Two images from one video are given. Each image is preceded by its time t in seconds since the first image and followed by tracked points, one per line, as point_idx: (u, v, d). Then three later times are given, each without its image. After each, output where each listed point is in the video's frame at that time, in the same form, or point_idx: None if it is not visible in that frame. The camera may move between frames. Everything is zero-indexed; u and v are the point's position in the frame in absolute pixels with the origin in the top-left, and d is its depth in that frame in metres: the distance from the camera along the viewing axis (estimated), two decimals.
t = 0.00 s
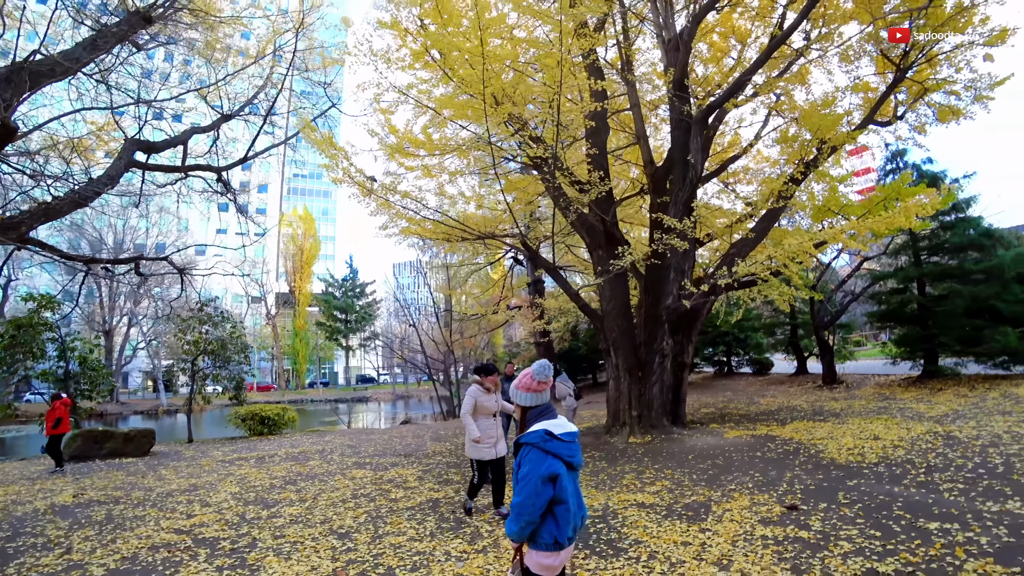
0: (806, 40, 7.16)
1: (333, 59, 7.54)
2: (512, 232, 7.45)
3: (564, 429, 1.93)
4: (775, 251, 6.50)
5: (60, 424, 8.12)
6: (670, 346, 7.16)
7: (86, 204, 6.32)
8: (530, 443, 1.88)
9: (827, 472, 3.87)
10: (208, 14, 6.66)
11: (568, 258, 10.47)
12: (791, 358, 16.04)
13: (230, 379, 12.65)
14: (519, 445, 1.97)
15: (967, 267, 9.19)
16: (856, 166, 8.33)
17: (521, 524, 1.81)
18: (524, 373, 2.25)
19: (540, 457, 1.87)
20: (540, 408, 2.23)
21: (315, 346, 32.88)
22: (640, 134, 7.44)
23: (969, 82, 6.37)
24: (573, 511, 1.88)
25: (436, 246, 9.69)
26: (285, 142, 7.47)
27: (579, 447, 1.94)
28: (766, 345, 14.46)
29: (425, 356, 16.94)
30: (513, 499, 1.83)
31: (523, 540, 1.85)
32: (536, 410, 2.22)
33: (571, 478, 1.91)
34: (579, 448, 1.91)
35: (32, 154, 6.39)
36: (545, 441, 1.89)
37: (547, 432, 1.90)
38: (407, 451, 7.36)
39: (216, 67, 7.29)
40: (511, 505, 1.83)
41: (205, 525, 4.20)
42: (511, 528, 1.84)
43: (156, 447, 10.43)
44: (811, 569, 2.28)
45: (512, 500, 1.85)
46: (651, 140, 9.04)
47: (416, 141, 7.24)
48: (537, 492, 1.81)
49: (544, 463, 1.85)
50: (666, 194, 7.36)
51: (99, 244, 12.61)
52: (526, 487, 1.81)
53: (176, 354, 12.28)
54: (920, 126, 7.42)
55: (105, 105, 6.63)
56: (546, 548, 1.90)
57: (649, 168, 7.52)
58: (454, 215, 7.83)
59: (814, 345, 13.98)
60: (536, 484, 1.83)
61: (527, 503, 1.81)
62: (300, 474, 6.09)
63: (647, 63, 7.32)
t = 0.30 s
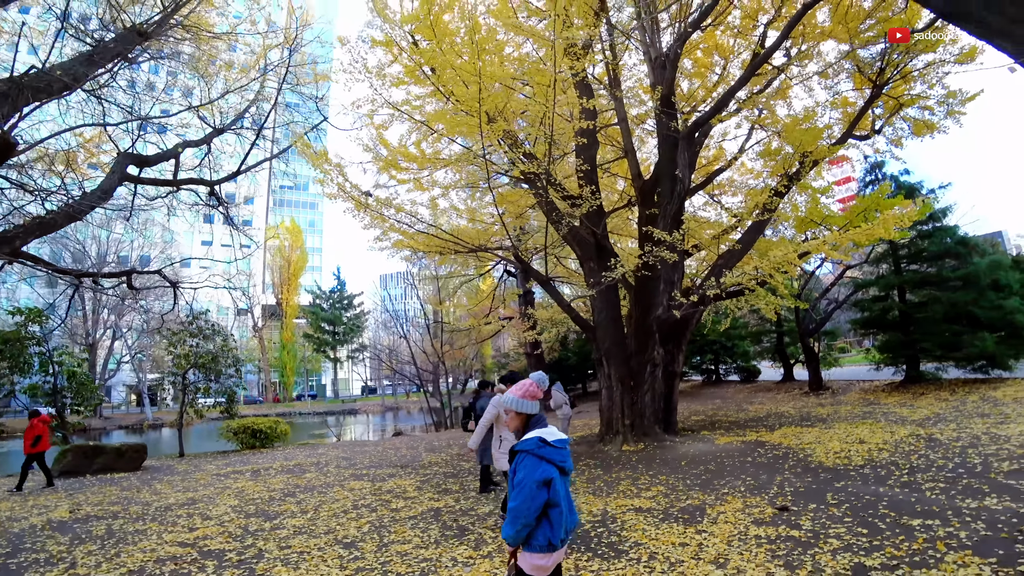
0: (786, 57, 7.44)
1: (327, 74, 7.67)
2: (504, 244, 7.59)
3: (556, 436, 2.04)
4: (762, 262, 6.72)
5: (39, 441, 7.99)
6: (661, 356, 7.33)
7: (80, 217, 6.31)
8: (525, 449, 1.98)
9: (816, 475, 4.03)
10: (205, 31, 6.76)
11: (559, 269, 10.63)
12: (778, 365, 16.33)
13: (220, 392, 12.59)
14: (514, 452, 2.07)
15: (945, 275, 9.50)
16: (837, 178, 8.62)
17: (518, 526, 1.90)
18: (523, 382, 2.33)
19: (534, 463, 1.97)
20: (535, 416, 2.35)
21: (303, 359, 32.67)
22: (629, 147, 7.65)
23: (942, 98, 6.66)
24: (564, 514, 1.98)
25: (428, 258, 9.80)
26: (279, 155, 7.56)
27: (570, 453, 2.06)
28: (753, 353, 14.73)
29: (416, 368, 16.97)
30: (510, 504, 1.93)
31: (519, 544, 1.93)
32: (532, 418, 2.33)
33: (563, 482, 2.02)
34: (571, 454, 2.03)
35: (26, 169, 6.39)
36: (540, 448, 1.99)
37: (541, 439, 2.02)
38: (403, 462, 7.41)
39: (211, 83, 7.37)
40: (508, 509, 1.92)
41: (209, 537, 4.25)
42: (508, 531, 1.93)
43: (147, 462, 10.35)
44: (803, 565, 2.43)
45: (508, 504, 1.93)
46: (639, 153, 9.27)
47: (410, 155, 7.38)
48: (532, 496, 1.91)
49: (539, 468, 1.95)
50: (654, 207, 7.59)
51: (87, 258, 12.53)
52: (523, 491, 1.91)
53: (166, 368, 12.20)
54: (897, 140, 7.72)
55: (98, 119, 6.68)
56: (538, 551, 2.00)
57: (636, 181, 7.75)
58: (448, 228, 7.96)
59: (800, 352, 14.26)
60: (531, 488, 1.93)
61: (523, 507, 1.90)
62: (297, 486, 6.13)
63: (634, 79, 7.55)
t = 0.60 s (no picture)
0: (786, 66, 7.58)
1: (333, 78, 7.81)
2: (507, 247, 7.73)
3: (543, 436, 2.13)
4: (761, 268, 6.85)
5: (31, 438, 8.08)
6: (660, 359, 7.45)
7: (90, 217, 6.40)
8: (515, 448, 2.03)
9: (811, 475, 4.16)
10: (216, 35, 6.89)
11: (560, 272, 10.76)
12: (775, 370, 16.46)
13: (224, 391, 12.71)
14: (501, 450, 2.12)
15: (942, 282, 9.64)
16: (836, 185, 8.74)
17: (503, 523, 1.96)
18: (511, 382, 2.30)
19: (523, 462, 2.03)
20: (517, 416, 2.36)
21: (303, 359, 32.78)
22: (631, 153, 7.77)
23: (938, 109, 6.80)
24: (549, 510, 2.04)
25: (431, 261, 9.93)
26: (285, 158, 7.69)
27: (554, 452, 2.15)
28: (752, 357, 14.86)
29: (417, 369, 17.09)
30: (497, 500, 1.98)
31: (505, 542, 1.98)
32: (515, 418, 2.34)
33: (548, 480, 2.10)
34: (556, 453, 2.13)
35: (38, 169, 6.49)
36: (529, 447, 2.06)
37: (529, 439, 2.08)
38: (405, 461, 7.52)
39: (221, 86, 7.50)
40: (495, 506, 1.98)
41: (220, 532, 4.36)
42: (495, 527, 1.97)
43: (150, 460, 10.45)
44: (796, 558, 2.55)
45: (496, 501, 1.98)
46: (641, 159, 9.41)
47: (416, 159, 7.51)
48: (520, 493, 1.96)
49: (527, 467, 2.01)
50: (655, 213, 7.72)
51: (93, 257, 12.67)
52: (511, 488, 1.96)
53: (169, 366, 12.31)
54: (895, 149, 7.86)
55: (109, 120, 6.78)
56: (522, 548, 2.03)
57: (638, 187, 7.88)
58: (451, 231, 8.08)
59: (798, 357, 14.39)
60: (519, 486, 1.98)
61: (510, 504, 1.96)
62: (303, 484, 6.25)
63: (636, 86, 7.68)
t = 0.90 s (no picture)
0: (795, 66, 7.63)
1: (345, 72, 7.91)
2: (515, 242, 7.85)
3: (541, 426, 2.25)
4: (766, 267, 6.93)
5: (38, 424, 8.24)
6: (666, 354, 7.57)
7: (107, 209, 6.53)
8: (522, 438, 2.11)
9: (811, 470, 4.28)
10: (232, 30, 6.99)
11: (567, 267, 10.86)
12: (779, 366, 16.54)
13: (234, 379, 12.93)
14: (503, 441, 2.17)
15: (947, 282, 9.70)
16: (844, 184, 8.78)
17: (512, 510, 2.02)
18: (505, 376, 2.33)
19: (526, 450, 2.12)
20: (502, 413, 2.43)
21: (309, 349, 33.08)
22: (639, 150, 7.84)
23: (946, 110, 6.84)
24: (545, 497, 2.17)
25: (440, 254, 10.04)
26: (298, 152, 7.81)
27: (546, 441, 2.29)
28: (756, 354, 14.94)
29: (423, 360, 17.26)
30: (507, 489, 2.03)
31: (509, 534, 2.05)
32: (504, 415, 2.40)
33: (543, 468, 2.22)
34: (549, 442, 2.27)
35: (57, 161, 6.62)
36: (531, 436, 2.16)
37: (532, 428, 2.18)
38: (414, 450, 7.68)
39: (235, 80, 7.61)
40: (501, 496, 2.06)
41: (239, 515, 4.53)
42: (503, 516, 2.02)
43: (164, 446, 10.69)
44: (795, 548, 2.68)
45: (506, 489, 2.04)
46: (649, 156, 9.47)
47: (427, 154, 7.62)
48: (528, 480, 2.06)
49: (531, 455, 2.11)
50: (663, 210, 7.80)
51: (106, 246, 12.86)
52: (520, 476, 2.04)
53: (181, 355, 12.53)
54: (902, 149, 7.90)
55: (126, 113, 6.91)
56: (522, 536, 2.11)
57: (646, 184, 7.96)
58: (461, 225, 8.20)
59: (803, 354, 14.47)
60: (526, 474, 2.08)
61: (519, 491, 2.04)
62: (315, 471, 6.42)
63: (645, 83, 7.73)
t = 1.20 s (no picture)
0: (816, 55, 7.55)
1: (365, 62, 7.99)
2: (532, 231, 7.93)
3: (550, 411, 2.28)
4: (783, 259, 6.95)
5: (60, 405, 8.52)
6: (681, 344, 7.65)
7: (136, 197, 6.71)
8: (542, 422, 2.13)
9: (824, 461, 4.36)
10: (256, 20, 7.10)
11: (583, 256, 10.92)
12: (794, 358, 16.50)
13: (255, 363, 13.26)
14: (520, 427, 2.16)
15: (968, 276, 9.60)
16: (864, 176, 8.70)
17: (535, 495, 2.04)
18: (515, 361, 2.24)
19: (544, 435, 2.15)
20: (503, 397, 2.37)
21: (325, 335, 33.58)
22: (658, 140, 7.84)
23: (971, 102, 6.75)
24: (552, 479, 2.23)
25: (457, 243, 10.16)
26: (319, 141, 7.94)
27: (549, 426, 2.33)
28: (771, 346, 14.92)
29: (439, 346, 17.50)
30: (533, 473, 2.04)
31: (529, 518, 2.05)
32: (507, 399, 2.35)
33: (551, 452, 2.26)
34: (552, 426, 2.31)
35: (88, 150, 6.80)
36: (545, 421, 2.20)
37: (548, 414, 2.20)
38: (431, 435, 7.86)
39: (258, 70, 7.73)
40: (523, 480, 2.06)
41: (267, 494, 4.73)
42: (528, 500, 2.02)
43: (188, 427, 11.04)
44: (805, 533, 2.78)
45: (531, 474, 2.05)
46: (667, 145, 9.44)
47: (446, 144, 7.70)
48: (548, 464, 2.10)
49: (549, 440, 2.14)
50: (680, 200, 7.80)
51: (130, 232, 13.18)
52: (544, 460, 2.07)
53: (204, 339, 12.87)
54: (925, 141, 7.80)
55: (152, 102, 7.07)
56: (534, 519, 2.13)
57: (663, 174, 7.97)
58: (478, 214, 8.29)
59: (818, 346, 14.43)
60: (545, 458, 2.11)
61: (542, 475, 2.07)
62: (337, 453, 6.63)
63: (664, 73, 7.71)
